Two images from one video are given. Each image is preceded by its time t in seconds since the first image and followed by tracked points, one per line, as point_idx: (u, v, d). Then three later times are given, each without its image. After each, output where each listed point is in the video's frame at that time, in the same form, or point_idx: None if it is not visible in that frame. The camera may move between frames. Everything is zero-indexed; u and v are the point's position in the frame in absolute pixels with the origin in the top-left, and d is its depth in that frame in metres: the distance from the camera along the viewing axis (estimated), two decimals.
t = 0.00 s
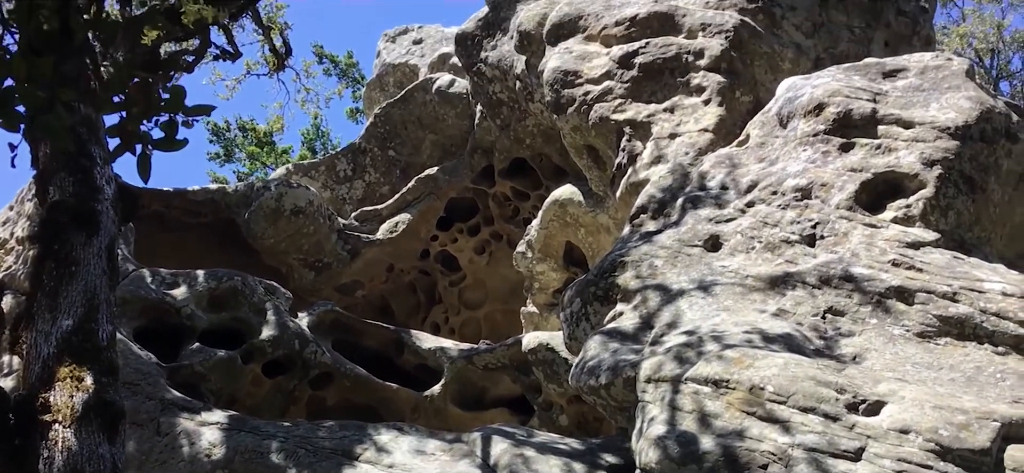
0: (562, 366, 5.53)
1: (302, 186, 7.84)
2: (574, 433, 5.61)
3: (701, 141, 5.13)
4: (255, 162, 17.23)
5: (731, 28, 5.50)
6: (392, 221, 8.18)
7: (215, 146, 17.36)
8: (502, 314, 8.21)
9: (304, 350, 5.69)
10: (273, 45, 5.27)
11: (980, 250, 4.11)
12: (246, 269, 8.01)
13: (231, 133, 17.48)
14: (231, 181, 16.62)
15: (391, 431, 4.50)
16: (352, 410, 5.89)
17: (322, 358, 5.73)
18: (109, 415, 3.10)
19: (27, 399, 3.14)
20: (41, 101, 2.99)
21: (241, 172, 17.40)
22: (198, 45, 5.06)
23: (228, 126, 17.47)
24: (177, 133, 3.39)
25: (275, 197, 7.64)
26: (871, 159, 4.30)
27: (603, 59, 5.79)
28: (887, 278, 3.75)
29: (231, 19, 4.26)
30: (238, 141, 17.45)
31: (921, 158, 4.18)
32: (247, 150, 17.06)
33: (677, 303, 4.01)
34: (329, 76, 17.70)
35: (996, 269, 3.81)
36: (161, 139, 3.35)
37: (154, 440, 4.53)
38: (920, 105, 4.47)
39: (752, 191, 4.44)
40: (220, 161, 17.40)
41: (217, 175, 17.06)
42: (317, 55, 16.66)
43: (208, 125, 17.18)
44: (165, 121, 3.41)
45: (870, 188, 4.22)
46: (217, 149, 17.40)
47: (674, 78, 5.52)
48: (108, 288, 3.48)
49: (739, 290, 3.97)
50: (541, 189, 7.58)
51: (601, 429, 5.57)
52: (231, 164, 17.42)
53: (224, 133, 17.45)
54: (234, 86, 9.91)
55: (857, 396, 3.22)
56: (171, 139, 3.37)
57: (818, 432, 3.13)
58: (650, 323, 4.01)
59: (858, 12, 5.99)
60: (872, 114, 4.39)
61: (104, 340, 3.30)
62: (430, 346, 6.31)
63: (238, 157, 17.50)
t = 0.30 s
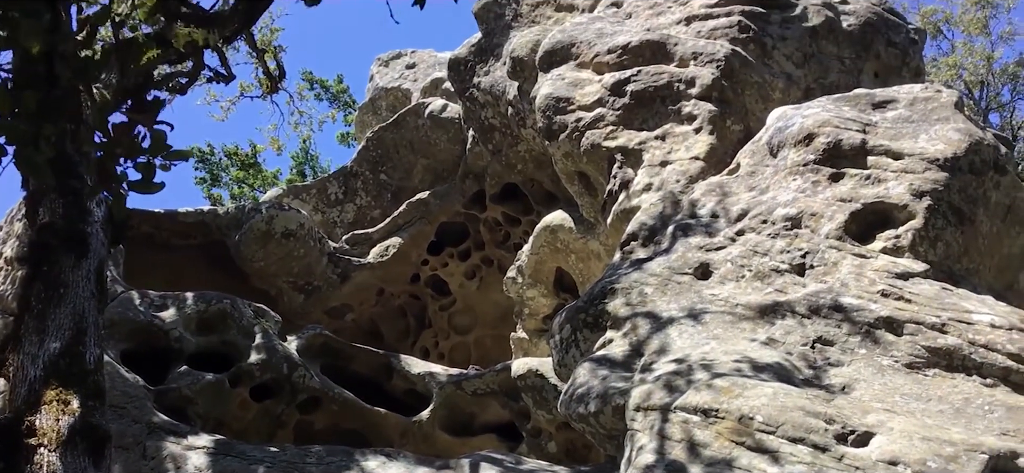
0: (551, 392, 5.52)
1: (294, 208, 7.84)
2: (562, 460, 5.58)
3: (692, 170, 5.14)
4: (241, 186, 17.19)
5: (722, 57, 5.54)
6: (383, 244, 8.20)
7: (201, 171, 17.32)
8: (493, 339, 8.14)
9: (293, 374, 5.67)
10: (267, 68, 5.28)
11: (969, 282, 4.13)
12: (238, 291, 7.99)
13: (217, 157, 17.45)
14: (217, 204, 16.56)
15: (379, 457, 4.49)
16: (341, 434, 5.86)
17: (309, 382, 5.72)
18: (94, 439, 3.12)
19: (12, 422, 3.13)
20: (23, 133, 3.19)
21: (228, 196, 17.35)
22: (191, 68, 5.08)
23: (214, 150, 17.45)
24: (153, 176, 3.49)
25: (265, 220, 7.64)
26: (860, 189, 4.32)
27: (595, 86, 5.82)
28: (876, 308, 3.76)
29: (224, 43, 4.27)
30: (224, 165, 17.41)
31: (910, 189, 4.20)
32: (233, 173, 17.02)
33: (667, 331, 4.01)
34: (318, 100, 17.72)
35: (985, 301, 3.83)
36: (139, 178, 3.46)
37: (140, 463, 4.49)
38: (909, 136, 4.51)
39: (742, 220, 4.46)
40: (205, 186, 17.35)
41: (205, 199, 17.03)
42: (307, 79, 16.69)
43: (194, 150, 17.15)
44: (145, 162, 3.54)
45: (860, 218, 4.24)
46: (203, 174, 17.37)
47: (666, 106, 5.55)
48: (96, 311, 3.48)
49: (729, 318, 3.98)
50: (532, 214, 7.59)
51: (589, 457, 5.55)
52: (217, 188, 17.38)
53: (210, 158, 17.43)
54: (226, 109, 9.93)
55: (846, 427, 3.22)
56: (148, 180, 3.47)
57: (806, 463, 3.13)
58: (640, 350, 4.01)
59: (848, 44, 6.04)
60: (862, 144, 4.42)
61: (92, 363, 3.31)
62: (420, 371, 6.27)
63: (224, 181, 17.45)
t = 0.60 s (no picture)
0: (538, 416, 5.50)
1: (283, 229, 7.86)
2: None
3: (681, 194, 5.15)
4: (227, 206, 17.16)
5: (711, 83, 5.58)
6: (371, 265, 8.18)
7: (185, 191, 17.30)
8: (479, 362, 8.15)
9: (278, 396, 5.65)
10: (258, 88, 5.29)
11: (954, 309, 4.14)
12: (223, 310, 8.00)
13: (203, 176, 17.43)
14: (201, 224, 16.51)
15: None
16: (326, 456, 5.85)
17: (294, 403, 5.70)
18: (76, 459, 3.30)
19: None
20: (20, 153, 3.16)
21: (212, 217, 17.30)
22: (182, 86, 5.07)
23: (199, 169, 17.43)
24: (145, 197, 3.40)
25: (253, 240, 7.70)
26: (847, 216, 4.34)
27: (585, 109, 5.84)
28: (862, 335, 3.77)
29: (214, 63, 4.26)
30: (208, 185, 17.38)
31: (896, 217, 4.22)
32: (216, 193, 16.97)
33: (654, 356, 4.01)
34: (305, 123, 17.74)
35: (971, 328, 3.85)
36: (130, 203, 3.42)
37: None
38: (896, 164, 4.54)
39: (730, 245, 4.47)
40: (191, 207, 17.28)
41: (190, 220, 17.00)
42: (295, 101, 16.72)
43: (178, 169, 17.13)
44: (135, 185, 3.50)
45: (847, 245, 4.26)
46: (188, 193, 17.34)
47: (655, 131, 5.57)
48: (80, 331, 3.54)
49: (716, 344, 3.97)
50: (520, 236, 7.58)
51: None
52: (202, 209, 17.34)
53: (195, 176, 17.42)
54: (216, 128, 9.93)
55: (832, 454, 3.21)
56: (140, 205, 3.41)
57: None
58: (627, 375, 4.00)
59: (835, 71, 6.08)
60: (849, 172, 4.45)
61: (74, 383, 3.40)
62: (406, 393, 6.25)
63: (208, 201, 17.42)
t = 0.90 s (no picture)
0: (525, 435, 5.48)
1: (271, 245, 7.86)
2: None
3: (669, 214, 5.16)
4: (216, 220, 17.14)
5: (700, 103, 5.60)
6: (359, 282, 8.15)
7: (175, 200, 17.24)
8: (467, 380, 8.11)
9: (264, 413, 5.63)
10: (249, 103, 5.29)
11: (940, 331, 4.15)
12: (208, 327, 7.95)
13: (193, 186, 17.38)
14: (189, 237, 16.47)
15: None
16: None
17: (280, 421, 5.67)
18: None
19: None
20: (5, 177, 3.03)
21: (200, 230, 17.23)
22: (171, 101, 5.07)
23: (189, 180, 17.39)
24: (127, 218, 3.35)
25: (241, 256, 7.70)
26: (834, 237, 4.35)
27: (575, 128, 5.86)
28: (849, 357, 3.78)
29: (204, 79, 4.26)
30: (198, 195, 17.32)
31: (883, 238, 4.24)
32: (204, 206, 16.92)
33: (642, 375, 4.00)
34: (293, 139, 17.71)
35: (956, 350, 3.88)
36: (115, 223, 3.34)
37: None
38: (883, 186, 4.56)
39: (718, 265, 4.48)
40: (180, 218, 17.24)
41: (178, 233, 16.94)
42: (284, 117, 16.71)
43: (169, 178, 17.08)
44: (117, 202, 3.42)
45: (834, 266, 4.27)
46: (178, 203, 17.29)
47: (644, 150, 5.59)
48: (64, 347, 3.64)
49: (703, 364, 3.97)
50: (509, 254, 7.57)
51: None
52: (191, 220, 17.26)
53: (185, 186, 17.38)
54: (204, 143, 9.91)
55: None
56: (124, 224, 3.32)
57: None
58: (614, 394, 3.99)
59: (824, 93, 6.11)
60: (836, 193, 4.47)
61: (59, 400, 3.59)
62: (393, 411, 6.22)
63: (197, 212, 17.35)
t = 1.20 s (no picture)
0: (507, 454, 5.46)
1: (253, 261, 7.83)
2: None
3: (653, 234, 5.18)
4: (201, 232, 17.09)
5: (685, 124, 5.63)
6: (342, 299, 8.12)
7: (161, 211, 17.17)
8: (450, 398, 8.11)
9: (244, 430, 5.59)
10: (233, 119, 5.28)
11: (921, 353, 4.17)
12: (189, 343, 7.95)
13: (181, 197, 17.36)
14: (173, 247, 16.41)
15: None
16: None
17: (261, 439, 5.64)
18: None
19: None
20: None
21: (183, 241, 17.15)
22: (155, 117, 5.06)
23: (176, 191, 17.33)
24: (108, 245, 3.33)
25: (224, 271, 7.67)
26: (816, 258, 4.37)
27: (560, 148, 5.87)
28: (830, 378, 3.79)
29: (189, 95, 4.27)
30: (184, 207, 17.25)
31: (864, 261, 4.27)
32: (190, 218, 16.86)
33: (625, 395, 4.00)
34: (278, 154, 17.68)
35: (936, 373, 3.91)
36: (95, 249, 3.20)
37: None
38: (865, 209, 4.58)
39: (701, 285, 4.50)
40: (165, 227, 17.17)
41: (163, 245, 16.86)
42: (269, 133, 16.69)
43: (157, 187, 17.05)
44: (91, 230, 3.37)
45: (817, 288, 4.29)
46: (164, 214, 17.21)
47: (628, 171, 5.61)
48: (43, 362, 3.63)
49: (686, 384, 3.97)
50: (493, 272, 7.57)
51: None
52: (175, 230, 17.20)
53: (172, 197, 17.33)
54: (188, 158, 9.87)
55: None
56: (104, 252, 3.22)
57: None
58: (597, 414, 3.98)
59: (807, 115, 6.16)
60: (818, 215, 4.50)
61: (37, 417, 3.65)
62: (375, 429, 6.23)
63: (183, 224, 17.28)
